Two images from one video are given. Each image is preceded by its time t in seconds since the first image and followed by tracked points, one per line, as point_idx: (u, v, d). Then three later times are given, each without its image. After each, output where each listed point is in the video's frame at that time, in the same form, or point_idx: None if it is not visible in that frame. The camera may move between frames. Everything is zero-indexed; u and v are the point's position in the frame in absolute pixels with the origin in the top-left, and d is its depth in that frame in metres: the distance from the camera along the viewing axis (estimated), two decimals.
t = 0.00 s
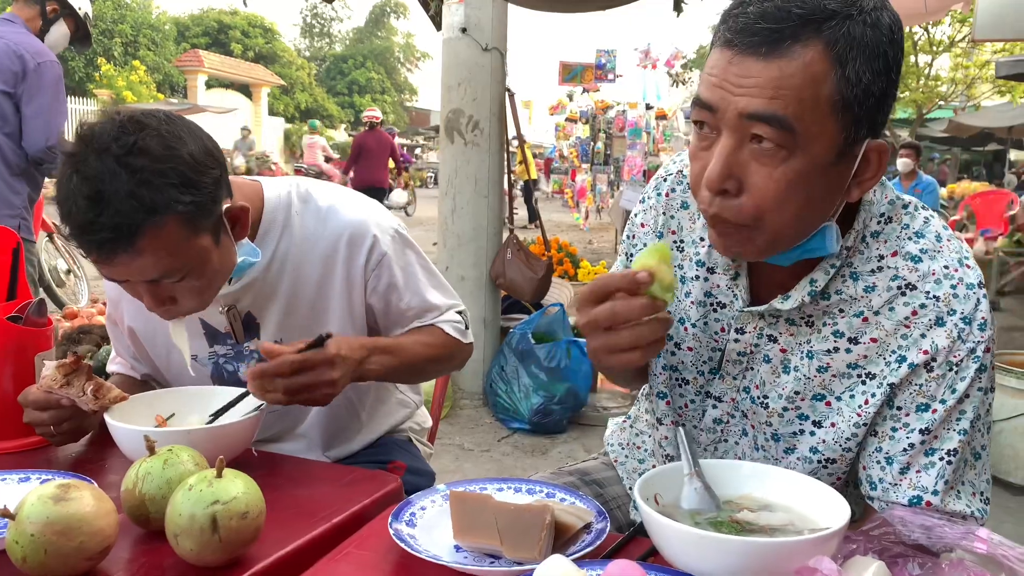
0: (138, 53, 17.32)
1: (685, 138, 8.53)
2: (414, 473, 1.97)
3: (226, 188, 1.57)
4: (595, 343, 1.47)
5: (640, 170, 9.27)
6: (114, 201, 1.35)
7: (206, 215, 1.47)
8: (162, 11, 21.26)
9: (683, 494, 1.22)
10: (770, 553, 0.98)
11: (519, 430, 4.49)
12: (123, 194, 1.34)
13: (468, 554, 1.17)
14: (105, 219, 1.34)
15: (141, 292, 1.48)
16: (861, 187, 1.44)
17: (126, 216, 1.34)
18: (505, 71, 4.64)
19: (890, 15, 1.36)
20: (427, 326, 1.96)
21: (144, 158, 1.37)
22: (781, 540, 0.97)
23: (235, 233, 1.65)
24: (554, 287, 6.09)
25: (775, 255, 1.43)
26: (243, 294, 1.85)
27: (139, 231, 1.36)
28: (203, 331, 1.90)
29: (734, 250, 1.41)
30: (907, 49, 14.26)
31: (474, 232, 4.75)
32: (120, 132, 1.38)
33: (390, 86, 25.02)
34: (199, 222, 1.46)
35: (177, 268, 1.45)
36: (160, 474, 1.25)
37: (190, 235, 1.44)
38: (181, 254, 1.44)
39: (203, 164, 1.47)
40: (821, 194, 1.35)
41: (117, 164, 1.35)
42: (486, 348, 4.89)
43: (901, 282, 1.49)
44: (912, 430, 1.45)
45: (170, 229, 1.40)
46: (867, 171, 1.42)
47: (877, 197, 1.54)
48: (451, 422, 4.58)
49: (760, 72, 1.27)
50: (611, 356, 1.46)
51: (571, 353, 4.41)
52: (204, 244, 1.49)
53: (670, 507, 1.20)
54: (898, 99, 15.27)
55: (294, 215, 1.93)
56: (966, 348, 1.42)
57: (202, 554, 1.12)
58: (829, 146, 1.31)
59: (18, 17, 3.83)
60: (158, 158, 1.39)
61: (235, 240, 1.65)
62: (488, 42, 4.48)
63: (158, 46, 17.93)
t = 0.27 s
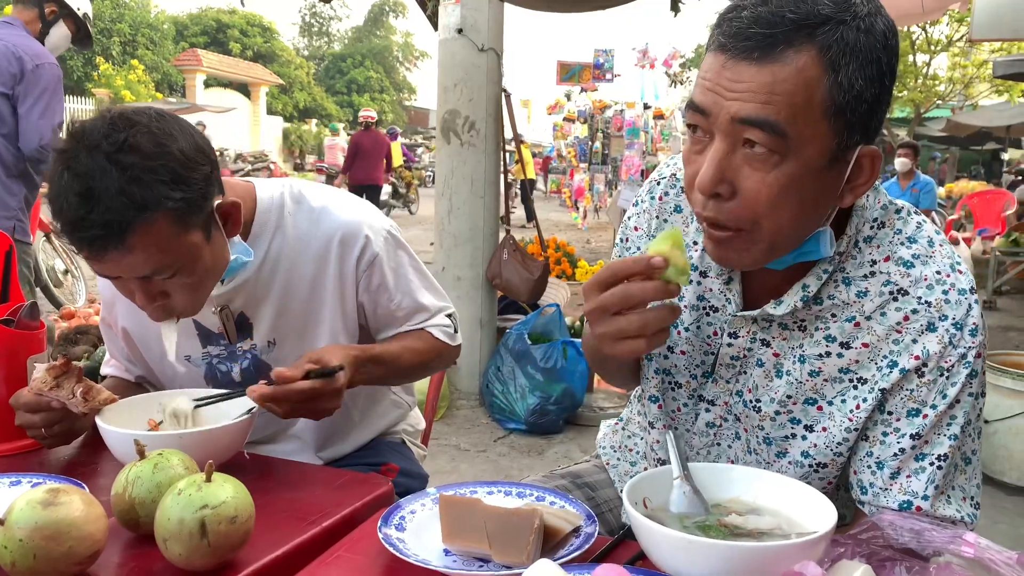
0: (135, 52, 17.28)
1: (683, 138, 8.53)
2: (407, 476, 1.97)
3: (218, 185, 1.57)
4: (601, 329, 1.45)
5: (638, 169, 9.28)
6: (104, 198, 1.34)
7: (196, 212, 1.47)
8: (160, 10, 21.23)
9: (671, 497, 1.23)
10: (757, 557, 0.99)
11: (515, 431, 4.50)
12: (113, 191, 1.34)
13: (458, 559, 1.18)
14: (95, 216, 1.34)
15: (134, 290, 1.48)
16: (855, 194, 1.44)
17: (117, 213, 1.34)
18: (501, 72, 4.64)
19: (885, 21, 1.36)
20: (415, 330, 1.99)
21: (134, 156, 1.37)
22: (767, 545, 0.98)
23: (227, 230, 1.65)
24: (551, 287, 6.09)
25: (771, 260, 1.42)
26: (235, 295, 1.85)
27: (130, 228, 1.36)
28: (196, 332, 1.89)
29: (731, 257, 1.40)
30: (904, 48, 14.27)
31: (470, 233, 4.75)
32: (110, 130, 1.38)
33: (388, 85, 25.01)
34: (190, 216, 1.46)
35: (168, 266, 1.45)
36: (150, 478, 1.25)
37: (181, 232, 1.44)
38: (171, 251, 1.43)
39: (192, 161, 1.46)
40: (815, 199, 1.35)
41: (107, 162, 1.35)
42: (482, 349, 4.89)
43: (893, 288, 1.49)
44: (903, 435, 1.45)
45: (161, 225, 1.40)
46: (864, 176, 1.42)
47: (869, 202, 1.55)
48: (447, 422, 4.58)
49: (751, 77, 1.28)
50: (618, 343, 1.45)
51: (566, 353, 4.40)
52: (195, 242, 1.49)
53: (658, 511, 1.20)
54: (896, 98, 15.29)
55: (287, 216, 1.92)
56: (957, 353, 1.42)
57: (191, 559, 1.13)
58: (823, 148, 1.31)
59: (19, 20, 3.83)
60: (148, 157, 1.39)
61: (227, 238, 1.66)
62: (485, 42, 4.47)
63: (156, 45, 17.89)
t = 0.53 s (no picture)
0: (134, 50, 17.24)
1: (683, 137, 8.52)
2: (407, 476, 1.97)
3: (219, 174, 1.57)
4: (611, 321, 1.45)
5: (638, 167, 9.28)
6: (108, 182, 1.34)
7: (199, 198, 1.47)
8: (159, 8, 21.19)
9: (672, 499, 1.23)
10: (757, 559, 0.99)
11: (514, 430, 4.50)
12: (118, 174, 1.34)
13: (458, 560, 1.17)
14: (100, 200, 1.34)
15: (138, 281, 1.47)
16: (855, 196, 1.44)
17: (121, 195, 1.34)
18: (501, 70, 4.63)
19: (885, 23, 1.35)
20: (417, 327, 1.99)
21: (137, 141, 1.37)
22: (767, 547, 0.98)
23: (229, 220, 1.66)
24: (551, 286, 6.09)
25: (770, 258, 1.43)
26: (236, 291, 1.85)
27: (134, 211, 1.35)
28: (197, 329, 1.91)
29: (734, 255, 1.41)
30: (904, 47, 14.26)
31: (470, 232, 4.75)
32: (113, 116, 1.39)
33: (388, 83, 24.97)
34: (193, 201, 1.45)
35: (172, 253, 1.44)
36: (150, 479, 1.25)
37: (185, 217, 1.43)
38: (175, 238, 1.43)
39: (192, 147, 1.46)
40: (814, 202, 1.35)
41: (111, 147, 1.35)
42: (481, 347, 4.89)
43: (894, 288, 1.50)
44: (903, 435, 1.45)
45: (164, 210, 1.39)
46: (864, 177, 1.42)
47: (869, 202, 1.55)
48: (447, 421, 4.58)
49: (750, 81, 1.27)
50: (627, 336, 1.45)
51: (566, 352, 4.39)
52: (198, 228, 1.48)
53: (659, 513, 1.20)
54: (895, 97, 15.28)
55: (288, 212, 1.92)
56: (958, 353, 1.43)
57: (191, 560, 1.12)
58: (821, 152, 1.30)
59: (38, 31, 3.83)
60: (151, 142, 1.39)
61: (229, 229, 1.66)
62: (484, 41, 4.47)
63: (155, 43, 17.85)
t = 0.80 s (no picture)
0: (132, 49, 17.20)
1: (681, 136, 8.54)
2: (405, 474, 1.98)
3: (217, 167, 1.58)
4: (609, 330, 1.46)
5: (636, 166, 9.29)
6: (108, 174, 1.35)
7: (198, 189, 1.48)
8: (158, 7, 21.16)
9: (667, 496, 1.23)
10: (751, 557, 0.99)
11: (513, 429, 4.50)
12: (118, 166, 1.35)
13: (455, 558, 1.18)
14: (100, 192, 1.34)
15: (139, 275, 1.47)
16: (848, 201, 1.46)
17: (121, 186, 1.34)
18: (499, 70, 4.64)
19: (873, 29, 1.38)
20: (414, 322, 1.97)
21: (135, 135, 1.38)
22: (761, 545, 0.98)
23: (228, 212, 1.68)
24: (549, 285, 6.10)
25: (769, 265, 1.45)
26: (235, 289, 1.87)
27: (135, 202, 1.36)
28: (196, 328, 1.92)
29: (735, 263, 1.42)
30: (902, 46, 14.28)
31: (468, 231, 4.75)
32: (110, 110, 1.39)
33: (386, 82, 24.96)
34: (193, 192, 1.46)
35: (173, 247, 1.45)
36: (149, 478, 1.26)
37: (185, 208, 1.44)
38: (172, 233, 1.43)
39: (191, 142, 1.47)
40: (811, 209, 1.37)
41: (110, 140, 1.36)
42: (479, 347, 4.90)
43: (884, 287, 1.51)
44: (895, 432, 1.46)
45: (164, 202, 1.40)
46: (855, 182, 1.44)
47: (860, 202, 1.55)
48: (445, 420, 4.59)
49: (746, 96, 1.28)
50: (624, 345, 1.46)
51: (564, 352, 4.40)
52: (198, 220, 1.48)
53: (654, 510, 1.20)
54: (893, 96, 15.30)
55: (284, 209, 1.93)
56: (948, 351, 1.43)
57: (189, 558, 1.13)
58: (816, 163, 1.32)
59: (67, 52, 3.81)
60: (149, 138, 1.40)
61: (228, 220, 1.68)
62: (482, 41, 4.48)
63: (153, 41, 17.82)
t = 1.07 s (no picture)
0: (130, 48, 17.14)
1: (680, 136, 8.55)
2: (407, 472, 1.99)
3: (217, 168, 1.59)
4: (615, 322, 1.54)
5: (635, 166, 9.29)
6: (111, 176, 1.36)
7: (200, 190, 1.50)
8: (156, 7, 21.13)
9: (670, 493, 1.23)
10: (756, 553, 1.00)
11: (513, 428, 4.45)
12: (121, 168, 1.35)
13: (459, 555, 1.18)
14: (104, 195, 1.36)
15: (143, 277, 1.51)
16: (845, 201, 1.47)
17: (125, 188, 1.36)
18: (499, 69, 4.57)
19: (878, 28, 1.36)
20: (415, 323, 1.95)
21: (138, 135, 1.38)
22: (765, 542, 0.99)
23: (230, 214, 1.72)
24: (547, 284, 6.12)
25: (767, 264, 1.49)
26: (236, 290, 1.88)
27: (139, 205, 1.37)
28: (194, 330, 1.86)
29: (734, 262, 1.48)
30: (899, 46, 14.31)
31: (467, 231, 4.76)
32: (111, 111, 1.39)
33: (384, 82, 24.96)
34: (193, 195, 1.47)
35: (178, 250, 1.48)
36: (153, 475, 1.26)
37: (187, 208, 1.46)
38: (173, 236, 1.45)
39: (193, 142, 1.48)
40: (811, 210, 1.40)
41: (111, 142, 1.36)
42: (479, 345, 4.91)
43: (886, 286, 1.52)
44: (897, 431, 1.46)
45: (167, 203, 1.42)
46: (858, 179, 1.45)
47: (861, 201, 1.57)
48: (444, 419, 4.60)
49: (748, 98, 1.29)
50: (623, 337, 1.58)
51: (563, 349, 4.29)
52: (201, 221, 1.52)
53: (658, 507, 1.20)
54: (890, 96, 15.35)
55: (283, 210, 1.94)
56: (950, 350, 1.44)
57: (193, 556, 1.13)
58: (818, 163, 1.34)
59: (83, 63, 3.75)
60: (151, 139, 1.40)
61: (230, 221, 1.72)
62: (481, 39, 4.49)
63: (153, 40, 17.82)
